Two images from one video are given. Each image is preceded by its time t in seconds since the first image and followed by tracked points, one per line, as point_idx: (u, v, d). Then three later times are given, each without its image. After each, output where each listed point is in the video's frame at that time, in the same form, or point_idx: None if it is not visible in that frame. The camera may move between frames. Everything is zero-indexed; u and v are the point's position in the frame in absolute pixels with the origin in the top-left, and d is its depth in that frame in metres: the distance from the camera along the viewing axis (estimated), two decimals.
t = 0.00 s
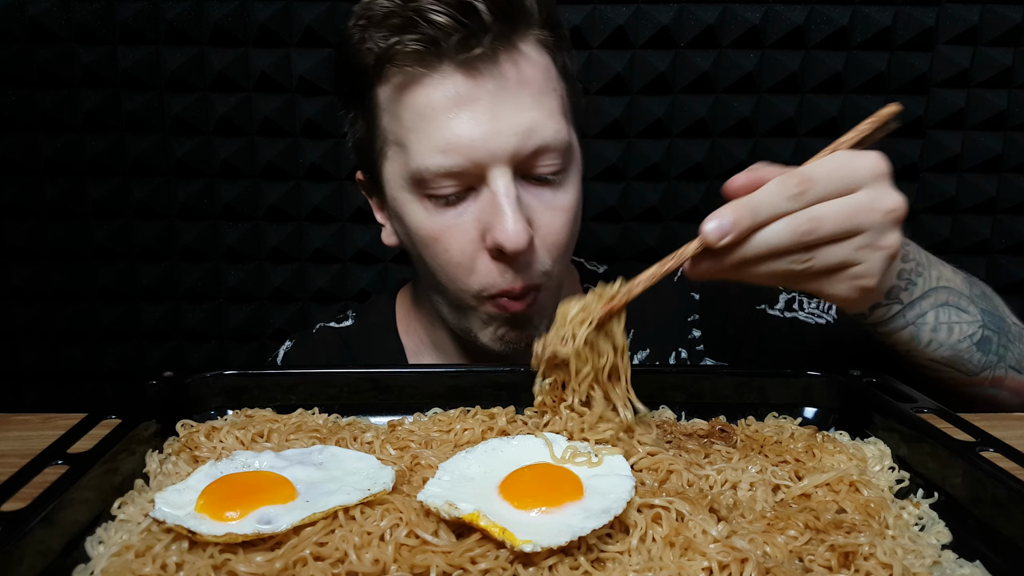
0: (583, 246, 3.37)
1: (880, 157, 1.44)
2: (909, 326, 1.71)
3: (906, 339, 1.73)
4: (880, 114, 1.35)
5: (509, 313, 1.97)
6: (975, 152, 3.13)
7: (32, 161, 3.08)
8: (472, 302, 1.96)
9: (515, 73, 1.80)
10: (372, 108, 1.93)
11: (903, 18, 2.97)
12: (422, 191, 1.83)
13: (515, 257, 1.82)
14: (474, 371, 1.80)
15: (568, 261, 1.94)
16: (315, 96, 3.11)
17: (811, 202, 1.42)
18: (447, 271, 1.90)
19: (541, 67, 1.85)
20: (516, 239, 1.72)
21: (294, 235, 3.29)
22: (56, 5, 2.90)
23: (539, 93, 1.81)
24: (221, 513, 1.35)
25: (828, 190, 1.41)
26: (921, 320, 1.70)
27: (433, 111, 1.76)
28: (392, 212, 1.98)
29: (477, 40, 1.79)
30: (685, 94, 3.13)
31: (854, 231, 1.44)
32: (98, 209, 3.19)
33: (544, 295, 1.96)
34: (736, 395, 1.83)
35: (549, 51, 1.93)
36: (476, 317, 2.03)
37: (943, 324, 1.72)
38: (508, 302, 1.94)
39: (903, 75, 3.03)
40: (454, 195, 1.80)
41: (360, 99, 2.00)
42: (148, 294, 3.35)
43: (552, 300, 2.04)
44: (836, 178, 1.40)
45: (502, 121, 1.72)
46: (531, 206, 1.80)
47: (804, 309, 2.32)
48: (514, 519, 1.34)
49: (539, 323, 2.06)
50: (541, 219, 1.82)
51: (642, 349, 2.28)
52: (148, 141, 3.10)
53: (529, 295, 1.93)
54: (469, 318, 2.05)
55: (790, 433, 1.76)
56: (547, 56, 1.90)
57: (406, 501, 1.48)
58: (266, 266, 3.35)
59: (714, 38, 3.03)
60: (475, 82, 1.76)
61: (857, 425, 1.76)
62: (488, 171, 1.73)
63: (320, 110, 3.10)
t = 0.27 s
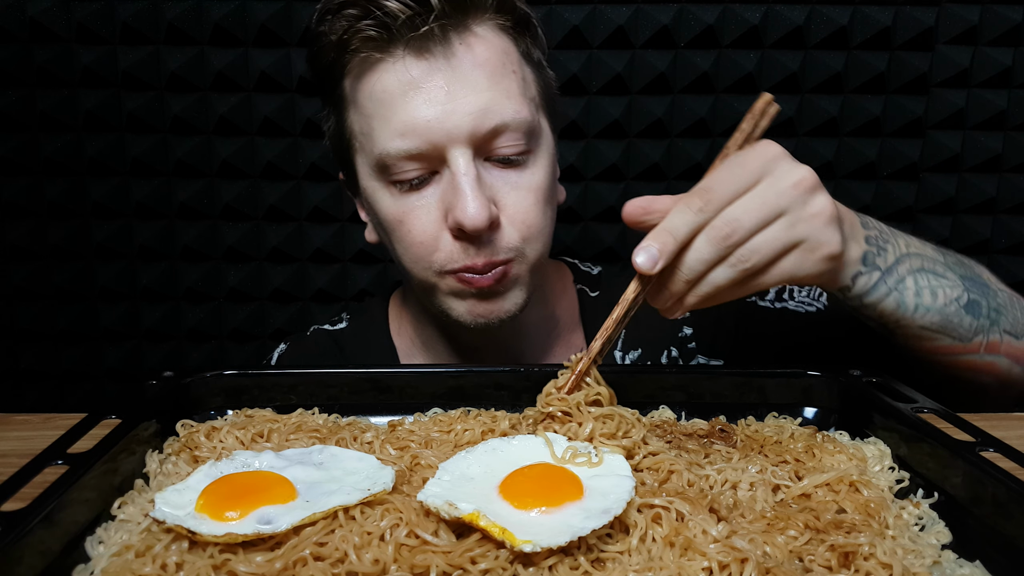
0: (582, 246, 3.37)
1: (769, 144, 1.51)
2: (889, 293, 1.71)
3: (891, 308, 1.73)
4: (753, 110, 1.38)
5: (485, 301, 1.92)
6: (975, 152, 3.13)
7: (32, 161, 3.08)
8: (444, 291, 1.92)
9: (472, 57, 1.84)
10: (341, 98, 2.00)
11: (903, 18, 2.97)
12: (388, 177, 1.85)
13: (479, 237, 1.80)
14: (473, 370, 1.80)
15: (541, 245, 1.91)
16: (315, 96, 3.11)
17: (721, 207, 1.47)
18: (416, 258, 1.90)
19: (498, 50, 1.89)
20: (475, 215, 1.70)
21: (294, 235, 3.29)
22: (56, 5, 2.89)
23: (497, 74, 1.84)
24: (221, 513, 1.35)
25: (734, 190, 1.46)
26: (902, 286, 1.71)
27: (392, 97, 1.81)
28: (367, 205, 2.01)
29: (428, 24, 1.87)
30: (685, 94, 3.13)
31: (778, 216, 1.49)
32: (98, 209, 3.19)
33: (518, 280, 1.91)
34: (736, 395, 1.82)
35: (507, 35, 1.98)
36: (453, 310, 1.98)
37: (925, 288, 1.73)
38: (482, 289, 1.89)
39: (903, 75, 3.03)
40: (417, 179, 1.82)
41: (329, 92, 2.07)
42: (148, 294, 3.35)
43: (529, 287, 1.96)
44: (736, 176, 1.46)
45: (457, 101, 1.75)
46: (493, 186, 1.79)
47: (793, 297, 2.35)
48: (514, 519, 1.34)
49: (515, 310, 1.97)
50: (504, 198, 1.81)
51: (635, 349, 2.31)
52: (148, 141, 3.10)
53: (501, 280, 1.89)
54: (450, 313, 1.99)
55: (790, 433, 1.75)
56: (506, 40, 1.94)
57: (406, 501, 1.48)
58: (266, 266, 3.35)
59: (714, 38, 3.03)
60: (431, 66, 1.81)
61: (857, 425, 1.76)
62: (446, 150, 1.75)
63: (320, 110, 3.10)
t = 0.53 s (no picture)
0: (582, 246, 3.37)
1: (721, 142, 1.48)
2: (873, 269, 1.70)
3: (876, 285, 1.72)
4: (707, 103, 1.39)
5: (482, 302, 1.93)
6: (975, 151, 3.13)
7: (33, 161, 3.08)
8: (441, 294, 1.92)
9: (462, 59, 1.84)
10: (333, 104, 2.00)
11: (903, 18, 2.97)
12: (382, 182, 1.85)
13: (476, 239, 1.80)
14: (474, 371, 1.80)
15: (538, 245, 1.92)
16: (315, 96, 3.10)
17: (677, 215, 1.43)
18: (413, 261, 1.90)
19: (488, 51, 1.89)
20: (472, 217, 1.70)
21: (294, 235, 3.29)
22: (56, 5, 2.89)
23: (488, 76, 1.84)
24: (221, 513, 1.35)
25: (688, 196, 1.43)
26: (885, 262, 1.70)
27: (385, 101, 1.81)
28: (361, 209, 2.01)
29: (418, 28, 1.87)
30: (684, 94, 3.13)
31: (740, 217, 1.46)
32: (98, 209, 3.19)
33: (515, 281, 1.92)
34: (736, 395, 1.82)
35: (497, 36, 1.99)
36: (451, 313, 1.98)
37: (909, 261, 1.71)
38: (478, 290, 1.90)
39: (903, 75, 3.03)
40: (412, 182, 1.82)
41: (321, 97, 2.08)
42: (148, 294, 3.35)
43: (527, 287, 1.97)
44: (689, 181, 1.42)
45: (450, 104, 1.75)
46: (489, 187, 1.80)
47: (777, 284, 2.43)
48: (514, 520, 1.34)
49: (513, 312, 1.99)
50: (500, 199, 1.81)
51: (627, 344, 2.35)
52: (149, 141, 3.10)
53: (499, 280, 1.89)
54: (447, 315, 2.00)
55: (790, 433, 1.75)
56: (496, 41, 1.95)
57: (406, 501, 1.48)
58: (266, 266, 3.35)
59: (714, 38, 3.03)
60: (423, 70, 1.81)
61: (857, 425, 1.76)
62: (441, 153, 1.75)
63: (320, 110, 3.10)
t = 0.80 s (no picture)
0: (582, 246, 3.37)
1: (766, 143, 1.39)
2: (898, 277, 1.68)
3: (899, 292, 1.71)
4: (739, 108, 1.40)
5: (477, 302, 1.93)
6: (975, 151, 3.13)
7: (32, 161, 3.08)
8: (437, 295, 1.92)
9: (454, 59, 1.84)
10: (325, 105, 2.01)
11: (903, 18, 2.97)
12: (376, 183, 1.85)
13: (470, 239, 1.80)
14: (473, 371, 1.80)
15: (532, 245, 1.92)
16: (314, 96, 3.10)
17: (715, 219, 1.36)
18: (408, 262, 1.89)
19: (480, 50, 1.89)
20: (466, 216, 1.70)
21: (294, 235, 3.29)
22: (56, 5, 2.89)
23: (480, 75, 1.84)
24: (221, 513, 1.35)
25: (728, 200, 1.35)
26: (912, 270, 1.68)
27: (377, 101, 1.81)
28: (354, 211, 2.01)
29: (409, 28, 1.88)
30: (684, 94, 3.13)
31: (783, 224, 1.37)
32: (98, 209, 3.19)
33: (510, 280, 1.91)
34: (736, 395, 1.83)
35: (489, 36, 2.00)
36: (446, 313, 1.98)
37: (933, 270, 1.70)
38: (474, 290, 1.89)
39: (903, 75, 3.03)
40: (405, 183, 1.82)
41: (314, 99, 2.08)
42: (148, 294, 3.35)
43: (522, 287, 1.97)
44: (729, 185, 1.35)
45: (442, 103, 1.75)
46: (482, 187, 1.80)
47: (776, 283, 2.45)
48: (514, 520, 1.34)
49: (510, 312, 1.98)
50: (494, 199, 1.81)
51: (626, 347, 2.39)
52: (149, 141, 3.10)
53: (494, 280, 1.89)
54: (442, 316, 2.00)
55: (790, 433, 1.75)
56: (487, 41, 1.95)
57: (406, 501, 1.48)
58: (266, 266, 3.35)
59: (714, 38, 3.03)
60: (414, 70, 1.81)
61: (857, 425, 1.76)
62: (434, 153, 1.75)
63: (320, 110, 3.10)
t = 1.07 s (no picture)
0: (582, 246, 3.37)
1: (800, 148, 1.38)
2: (899, 297, 1.67)
3: (901, 312, 1.70)
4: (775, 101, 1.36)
5: (479, 299, 1.93)
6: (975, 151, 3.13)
7: (32, 161, 3.08)
8: (438, 291, 1.92)
9: (454, 54, 1.84)
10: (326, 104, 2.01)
11: (903, 18, 2.97)
12: (376, 178, 1.85)
13: (472, 234, 1.80)
14: (474, 371, 1.80)
15: (533, 241, 1.92)
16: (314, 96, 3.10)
17: (740, 220, 1.35)
18: (410, 258, 1.89)
19: (480, 46, 1.90)
20: (468, 211, 1.70)
21: (294, 235, 3.29)
22: (56, 5, 2.89)
23: (480, 71, 1.84)
24: (221, 513, 1.35)
25: (755, 203, 1.34)
26: (913, 291, 1.68)
27: (378, 97, 1.81)
28: (355, 208, 2.01)
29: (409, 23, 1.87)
30: (684, 94, 3.13)
31: (802, 229, 1.37)
32: (98, 209, 3.19)
33: (513, 276, 1.91)
34: (736, 396, 1.83)
35: (489, 33, 2.00)
36: (448, 310, 1.98)
37: (934, 291, 1.70)
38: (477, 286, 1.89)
39: (903, 75, 3.03)
40: (407, 179, 1.82)
41: (315, 98, 2.08)
42: (148, 294, 3.35)
43: (524, 283, 1.97)
44: (758, 188, 1.33)
45: (443, 99, 1.75)
46: (484, 183, 1.80)
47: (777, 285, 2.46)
48: (515, 520, 1.34)
49: (512, 309, 1.98)
50: (496, 194, 1.81)
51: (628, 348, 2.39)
52: (149, 141, 3.10)
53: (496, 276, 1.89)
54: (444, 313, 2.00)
55: (790, 433, 1.76)
56: (487, 37, 1.96)
57: (406, 501, 1.47)
58: (266, 266, 3.35)
59: (714, 38, 3.03)
60: (415, 65, 1.81)
61: (857, 425, 1.76)
62: (435, 148, 1.75)
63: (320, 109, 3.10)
